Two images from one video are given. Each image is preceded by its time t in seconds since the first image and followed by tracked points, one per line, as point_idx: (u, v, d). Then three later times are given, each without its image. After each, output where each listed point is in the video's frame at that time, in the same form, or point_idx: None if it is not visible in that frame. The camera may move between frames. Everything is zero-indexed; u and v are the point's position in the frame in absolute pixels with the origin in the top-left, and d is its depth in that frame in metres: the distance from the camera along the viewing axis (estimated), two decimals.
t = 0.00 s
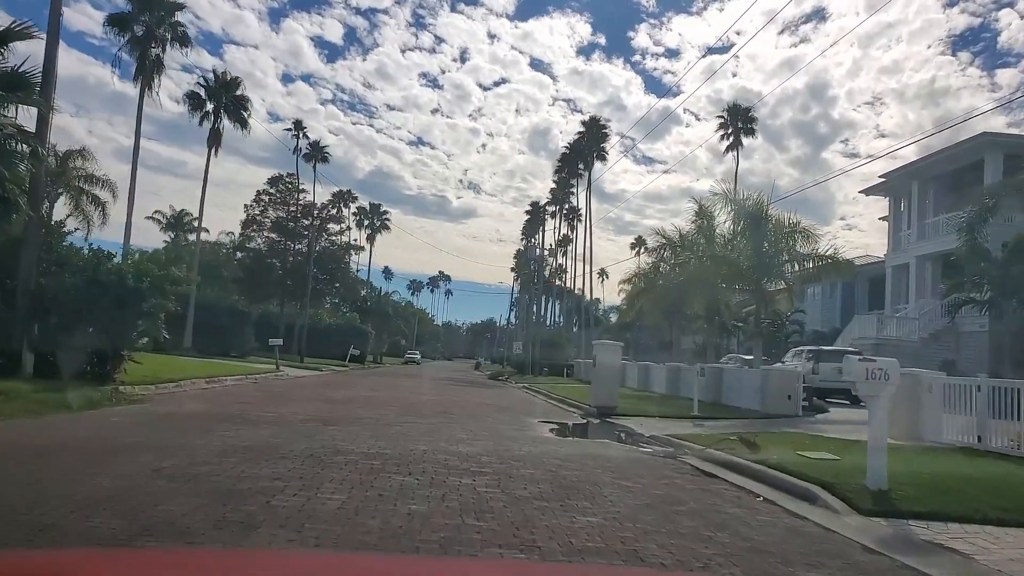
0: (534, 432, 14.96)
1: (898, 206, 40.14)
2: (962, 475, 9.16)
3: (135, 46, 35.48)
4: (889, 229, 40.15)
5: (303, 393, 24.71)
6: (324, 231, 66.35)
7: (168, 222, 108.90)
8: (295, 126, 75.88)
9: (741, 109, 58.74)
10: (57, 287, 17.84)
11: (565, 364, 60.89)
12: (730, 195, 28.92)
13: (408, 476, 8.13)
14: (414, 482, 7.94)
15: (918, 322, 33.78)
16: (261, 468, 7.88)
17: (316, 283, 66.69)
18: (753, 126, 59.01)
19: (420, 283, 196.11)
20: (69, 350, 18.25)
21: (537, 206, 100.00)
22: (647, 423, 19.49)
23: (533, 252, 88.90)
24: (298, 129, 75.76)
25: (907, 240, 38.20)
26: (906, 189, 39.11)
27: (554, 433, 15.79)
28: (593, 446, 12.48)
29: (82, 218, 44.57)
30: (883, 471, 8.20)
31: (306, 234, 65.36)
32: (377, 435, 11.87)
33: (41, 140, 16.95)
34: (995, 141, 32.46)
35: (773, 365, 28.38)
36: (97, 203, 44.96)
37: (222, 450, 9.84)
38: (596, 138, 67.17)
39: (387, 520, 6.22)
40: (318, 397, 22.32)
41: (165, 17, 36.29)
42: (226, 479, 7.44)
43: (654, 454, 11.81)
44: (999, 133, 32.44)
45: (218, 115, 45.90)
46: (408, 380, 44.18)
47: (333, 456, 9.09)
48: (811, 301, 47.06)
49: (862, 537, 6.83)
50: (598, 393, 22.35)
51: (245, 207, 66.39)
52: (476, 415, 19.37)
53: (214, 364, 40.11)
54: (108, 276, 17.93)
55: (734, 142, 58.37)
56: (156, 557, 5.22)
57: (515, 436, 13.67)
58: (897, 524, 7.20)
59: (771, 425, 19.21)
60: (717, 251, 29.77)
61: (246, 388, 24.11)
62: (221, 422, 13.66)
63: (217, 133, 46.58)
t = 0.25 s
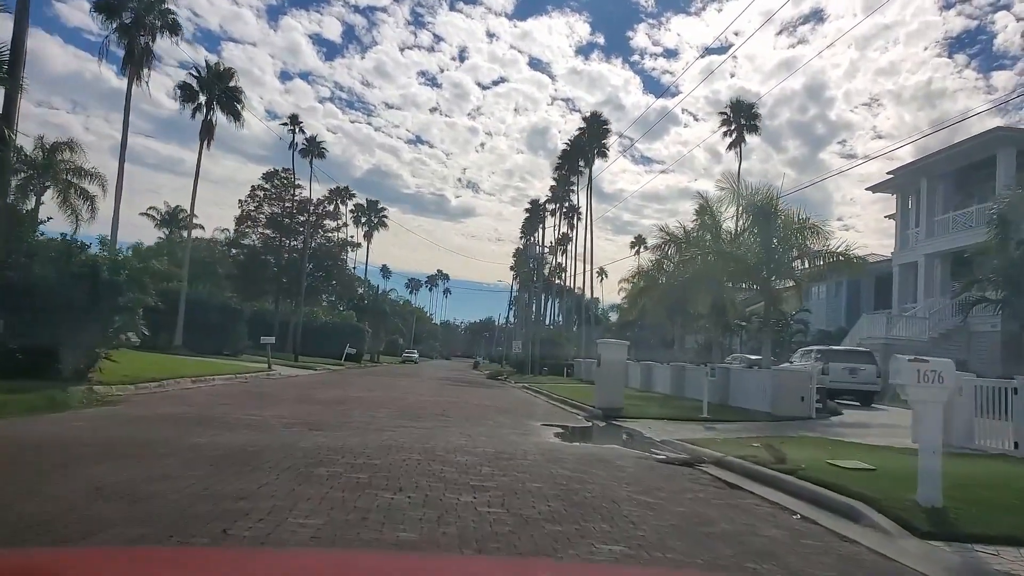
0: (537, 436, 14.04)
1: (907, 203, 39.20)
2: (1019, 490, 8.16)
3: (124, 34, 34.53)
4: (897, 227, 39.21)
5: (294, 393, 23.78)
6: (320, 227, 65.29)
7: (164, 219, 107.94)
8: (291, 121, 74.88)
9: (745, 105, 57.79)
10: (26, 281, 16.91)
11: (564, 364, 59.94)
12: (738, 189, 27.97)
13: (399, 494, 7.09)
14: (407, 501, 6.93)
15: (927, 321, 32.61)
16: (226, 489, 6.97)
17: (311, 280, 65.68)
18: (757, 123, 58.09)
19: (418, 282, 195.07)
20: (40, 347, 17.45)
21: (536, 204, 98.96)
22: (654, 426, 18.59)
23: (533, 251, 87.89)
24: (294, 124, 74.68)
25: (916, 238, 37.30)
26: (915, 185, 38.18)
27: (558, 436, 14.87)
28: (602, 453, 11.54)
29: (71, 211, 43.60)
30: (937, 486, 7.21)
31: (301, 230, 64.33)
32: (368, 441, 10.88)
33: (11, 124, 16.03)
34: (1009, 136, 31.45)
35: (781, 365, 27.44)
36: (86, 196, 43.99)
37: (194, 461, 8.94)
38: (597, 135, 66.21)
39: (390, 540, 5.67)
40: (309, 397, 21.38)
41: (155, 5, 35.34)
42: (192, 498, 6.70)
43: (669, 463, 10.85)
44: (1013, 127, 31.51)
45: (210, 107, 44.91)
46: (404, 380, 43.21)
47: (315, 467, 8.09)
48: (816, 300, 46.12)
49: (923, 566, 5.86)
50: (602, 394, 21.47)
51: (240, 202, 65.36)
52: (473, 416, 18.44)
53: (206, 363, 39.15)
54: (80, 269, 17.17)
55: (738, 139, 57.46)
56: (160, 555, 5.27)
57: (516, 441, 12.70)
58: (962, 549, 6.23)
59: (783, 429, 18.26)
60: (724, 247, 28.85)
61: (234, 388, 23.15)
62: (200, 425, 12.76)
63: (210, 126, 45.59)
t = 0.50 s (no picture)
0: (541, 439, 13.34)
1: (912, 198, 38.50)
2: None
3: (113, 26, 33.80)
4: (903, 223, 38.50)
5: (286, 394, 23.03)
6: (316, 225, 64.45)
7: (159, 218, 107.06)
8: (287, 118, 74.08)
9: (746, 101, 57.08)
10: None
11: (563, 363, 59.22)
12: (743, 182, 27.19)
13: (389, 512, 6.38)
14: (397, 520, 6.20)
15: (936, 320, 31.94)
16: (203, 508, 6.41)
17: (307, 279, 64.89)
18: (758, 119, 57.40)
19: (416, 282, 194.34)
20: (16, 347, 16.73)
21: (535, 202, 98.15)
22: (661, 427, 17.90)
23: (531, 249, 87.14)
24: (289, 121, 73.82)
25: (923, 234, 36.61)
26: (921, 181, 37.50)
27: (562, 440, 14.17)
28: (611, 458, 10.85)
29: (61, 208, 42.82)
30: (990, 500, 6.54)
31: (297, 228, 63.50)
32: (362, 447, 10.13)
33: None
34: (1020, 129, 30.73)
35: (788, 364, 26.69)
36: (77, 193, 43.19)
37: (178, 477, 8.32)
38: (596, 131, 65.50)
39: (383, 556, 5.47)
40: (302, 399, 20.65)
41: None
42: (166, 525, 6.29)
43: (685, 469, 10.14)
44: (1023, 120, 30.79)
45: (203, 102, 44.12)
46: (402, 380, 42.47)
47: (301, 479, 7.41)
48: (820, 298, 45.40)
49: None
50: (606, 394, 20.76)
51: (235, 200, 64.53)
52: (472, 418, 17.73)
53: (199, 363, 38.37)
54: (56, 264, 16.45)
55: (739, 135, 56.78)
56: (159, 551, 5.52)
57: (519, 445, 11.97)
58: None
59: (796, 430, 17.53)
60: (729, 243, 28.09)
61: (224, 389, 22.34)
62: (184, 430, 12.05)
63: (203, 122, 44.79)
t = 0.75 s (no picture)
0: (543, 444, 12.53)
1: (918, 194, 37.72)
2: None
3: (99, 17, 32.88)
4: (908, 219, 37.75)
5: (275, 396, 22.15)
6: (309, 223, 63.46)
7: (152, 217, 105.93)
8: (280, 114, 73.10)
9: (746, 97, 56.27)
10: None
11: (561, 363, 58.36)
12: (748, 176, 26.36)
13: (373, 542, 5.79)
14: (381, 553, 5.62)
15: (944, 317, 31.07)
16: (165, 542, 5.81)
17: (301, 277, 63.89)
18: (758, 114, 56.60)
19: (412, 281, 193.25)
20: None
21: (531, 200, 97.19)
22: (668, 430, 17.09)
23: (528, 247, 86.23)
24: (283, 118, 72.79)
25: (929, 230, 35.83)
26: (927, 175, 36.72)
27: (565, 444, 13.36)
28: (620, 466, 10.05)
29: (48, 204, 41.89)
30: None
31: (290, 226, 62.50)
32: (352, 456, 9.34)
33: None
34: None
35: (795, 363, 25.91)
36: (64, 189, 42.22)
37: (164, 490, 7.81)
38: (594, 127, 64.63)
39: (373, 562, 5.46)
40: (292, 402, 19.81)
41: None
42: (168, 532, 6.40)
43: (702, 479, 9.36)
44: None
45: (193, 96, 43.13)
46: (396, 380, 41.61)
47: (278, 505, 6.71)
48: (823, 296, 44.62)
49: None
50: (608, 395, 19.89)
51: (227, 197, 63.52)
52: (469, 421, 16.88)
53: (188, 364, 37.41)
54: (25, 260, 15.81)
55: (738, 131, 56.00)
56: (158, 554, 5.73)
57: (520, 450, 11.17)
58: None
59: (810, 432, 16.67)
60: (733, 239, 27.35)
61: (210, 391, 21.45)
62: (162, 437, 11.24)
63: (193, 116, 43.78)
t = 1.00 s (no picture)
0: (548, 447, 11.88)
1: (926, 192, 37.05)
2: None
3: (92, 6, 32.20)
4: (916, 217, 37.09)
5: (268, 395, 21.50)
6: (307, 219, 62.77)
7: (151, 213, 105.33)
8: (279, 110, 72.41)
9: (750, 94, 55.58)
10: None
11: (562, 362, 57.70)
12: (756, 171, 25.63)
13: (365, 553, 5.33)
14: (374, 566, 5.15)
15: (954, 317, 30.43)
16: (134, 563, 5.20)
17: (299, 274, 63.22)
18: (763, 111, 55.91)
19: (412, 279, 192.60)
20: None
21: (532, 198, 96.48)
22: (676, 432, 16.48)
23: (529, 245, 85.54)
24: (281, 113, 72.11)
25: (938, 228, 35.16)
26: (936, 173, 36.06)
27: (570, 448, 12.72)
28: (631, 473, 9.39)
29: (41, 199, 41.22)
30: None
31: (288, 222, 61.82)
32: (343, 463, 8.69)
33: None
34: None
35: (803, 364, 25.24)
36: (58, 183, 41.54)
37: (165, 489, 7.55)
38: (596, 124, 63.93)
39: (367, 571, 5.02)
40: (286, 401, 19.16)
41: None
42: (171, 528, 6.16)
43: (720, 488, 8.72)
44: None
45: (189, 89, 42.46)
46: (395, 379, 40.99)
47: (258, 524, 6.07)
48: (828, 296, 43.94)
49: None
50: (612, 396, 19.27)
51: (225, 193, 62.82)
52: (469, 422, 16.21)
53: (183, 361, 36.74)
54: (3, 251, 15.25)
55: (742, 128, 55.33)
56: (155, 552, 5.49)
57: (523, 454, 10.51)
58: None
59: (824, 435, 16.01)
60: (741, 235, 26.67)
61: (202, 390, 20.82)
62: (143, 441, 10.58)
63: (189, 110, 43.13)
